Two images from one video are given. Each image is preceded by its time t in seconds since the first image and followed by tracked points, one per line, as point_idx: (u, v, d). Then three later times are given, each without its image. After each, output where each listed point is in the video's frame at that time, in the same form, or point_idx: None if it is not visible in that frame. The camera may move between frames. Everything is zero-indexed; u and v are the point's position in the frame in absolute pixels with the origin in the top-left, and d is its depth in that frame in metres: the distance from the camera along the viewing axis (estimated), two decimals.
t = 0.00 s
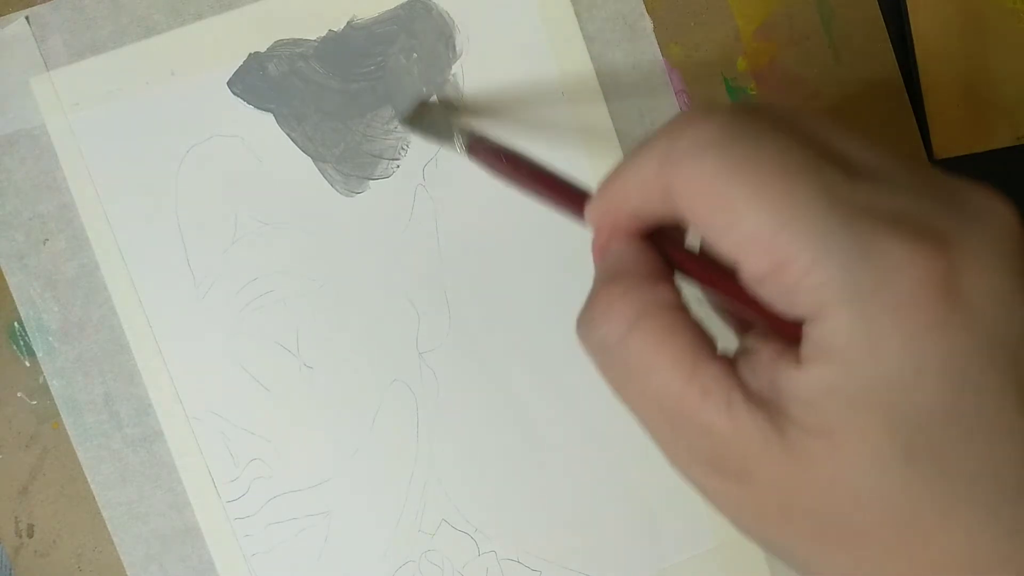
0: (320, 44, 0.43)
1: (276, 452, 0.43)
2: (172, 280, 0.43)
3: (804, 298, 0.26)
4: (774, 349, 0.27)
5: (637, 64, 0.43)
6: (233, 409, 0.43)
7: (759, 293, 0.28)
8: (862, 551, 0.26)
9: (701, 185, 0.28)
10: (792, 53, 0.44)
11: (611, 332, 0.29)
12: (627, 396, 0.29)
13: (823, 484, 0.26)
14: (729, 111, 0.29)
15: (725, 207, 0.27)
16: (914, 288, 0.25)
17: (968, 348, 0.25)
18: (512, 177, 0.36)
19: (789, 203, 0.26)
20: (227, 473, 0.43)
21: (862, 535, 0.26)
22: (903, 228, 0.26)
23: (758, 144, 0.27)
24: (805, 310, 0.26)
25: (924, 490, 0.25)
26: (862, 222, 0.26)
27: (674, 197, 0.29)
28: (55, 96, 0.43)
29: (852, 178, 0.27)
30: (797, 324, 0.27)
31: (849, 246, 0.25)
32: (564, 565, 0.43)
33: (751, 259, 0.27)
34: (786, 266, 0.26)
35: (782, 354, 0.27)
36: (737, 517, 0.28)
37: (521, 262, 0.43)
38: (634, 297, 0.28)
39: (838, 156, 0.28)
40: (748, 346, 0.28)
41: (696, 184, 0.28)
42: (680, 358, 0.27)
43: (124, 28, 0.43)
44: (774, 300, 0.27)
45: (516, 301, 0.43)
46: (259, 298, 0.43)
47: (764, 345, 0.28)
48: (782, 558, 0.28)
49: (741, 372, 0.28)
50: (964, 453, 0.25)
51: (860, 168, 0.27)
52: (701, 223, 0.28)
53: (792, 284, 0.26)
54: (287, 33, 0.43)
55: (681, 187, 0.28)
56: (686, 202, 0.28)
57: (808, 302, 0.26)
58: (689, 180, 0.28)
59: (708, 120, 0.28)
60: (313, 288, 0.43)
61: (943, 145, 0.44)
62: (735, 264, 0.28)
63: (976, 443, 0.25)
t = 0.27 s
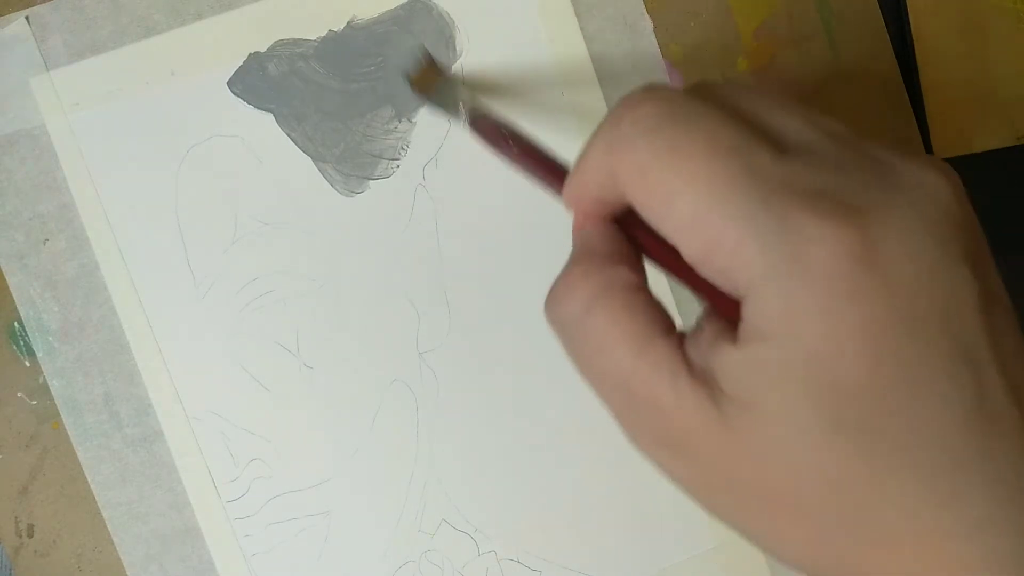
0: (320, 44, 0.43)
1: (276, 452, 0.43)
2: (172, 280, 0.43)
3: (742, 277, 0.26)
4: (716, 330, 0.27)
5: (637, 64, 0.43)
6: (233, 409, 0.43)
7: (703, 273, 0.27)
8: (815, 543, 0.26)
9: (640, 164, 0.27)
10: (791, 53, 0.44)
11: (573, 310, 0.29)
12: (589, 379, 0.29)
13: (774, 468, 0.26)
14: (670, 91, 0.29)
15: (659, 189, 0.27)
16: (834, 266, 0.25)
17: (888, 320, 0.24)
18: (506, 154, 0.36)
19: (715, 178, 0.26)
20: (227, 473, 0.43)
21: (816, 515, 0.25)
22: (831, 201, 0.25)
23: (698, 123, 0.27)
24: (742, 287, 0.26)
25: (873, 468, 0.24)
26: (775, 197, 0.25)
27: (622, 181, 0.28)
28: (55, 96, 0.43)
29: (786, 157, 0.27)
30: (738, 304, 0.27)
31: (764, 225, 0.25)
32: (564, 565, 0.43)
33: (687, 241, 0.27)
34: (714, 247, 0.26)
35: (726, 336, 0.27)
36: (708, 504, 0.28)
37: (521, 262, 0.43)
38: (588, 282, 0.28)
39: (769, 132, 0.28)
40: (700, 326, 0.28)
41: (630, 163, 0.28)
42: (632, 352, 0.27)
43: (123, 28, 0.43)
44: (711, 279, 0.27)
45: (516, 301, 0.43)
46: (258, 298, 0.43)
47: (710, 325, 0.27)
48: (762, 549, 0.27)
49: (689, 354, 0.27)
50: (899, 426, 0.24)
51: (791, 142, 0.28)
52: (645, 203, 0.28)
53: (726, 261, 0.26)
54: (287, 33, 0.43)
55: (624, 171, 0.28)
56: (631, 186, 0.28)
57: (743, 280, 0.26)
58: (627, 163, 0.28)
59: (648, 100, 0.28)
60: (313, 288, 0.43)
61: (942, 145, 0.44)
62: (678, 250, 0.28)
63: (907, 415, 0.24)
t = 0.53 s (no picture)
0: (320, 44, 0.43)
1: (276, 452, 0.43)
2: (172, 280, 0.43)
3: (747, 225, 0.27)
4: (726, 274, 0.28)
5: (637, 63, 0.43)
6: (233, 409, 0.43)
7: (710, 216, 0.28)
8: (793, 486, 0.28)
9: (658, 103, 0.28)
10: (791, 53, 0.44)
11: (585, 251, 0.30)
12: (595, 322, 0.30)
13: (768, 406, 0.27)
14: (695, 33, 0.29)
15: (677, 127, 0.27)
16: (847, 215, 0.25)
17: (898, 272, 0.25)
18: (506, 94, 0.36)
19: (736, 124, 0.26)
20: (227, 473, 0.43)
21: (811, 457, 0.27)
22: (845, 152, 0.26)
23: (720, 71, 0.27)
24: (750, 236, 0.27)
25: (869, 416, 0.26)
26: (807, 146, 0.26)
27: (636, 121, 0.29)
28: (55, 95, 0.43)
29: (806, 106, 0.27)
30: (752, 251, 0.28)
31: (784, 167, 0.26)
32: (564, 565, 0.43)
33: (701, 183, 0.27)
34: (728, 189, 0.27)
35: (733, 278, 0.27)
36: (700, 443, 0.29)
37: (521, 261, 0.43)
38: (605, 223, 0.29)
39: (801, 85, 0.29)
40: (704, 273, 0.29)
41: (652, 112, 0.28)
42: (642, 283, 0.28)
43: (123, 28, 0.43)
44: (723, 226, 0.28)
45: (516, 301, 0.43)
46: (258, 298, 0.43)
47: (714, 267, 0.28)
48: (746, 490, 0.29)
49: (696, 297, 0.28)
50: (902, 380, 0.26)
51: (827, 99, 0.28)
52: (659, 147, 0.28)
53: (736, 207, 0.27)
54: (287, 33, 0.43)
55: (639, 106, 0.28)
56: (646, 130, 0.28)
57: (748, 226, 0.27)
58: (646, 98, 0.28)
59: (675, 41, 0.28)
60: (313, 288, 0.43)
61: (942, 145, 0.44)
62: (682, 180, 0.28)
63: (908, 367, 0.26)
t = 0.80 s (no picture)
0: (320, 44, 0.43)
1: (276, 453, 0.43)
2: (173, 280, 0.43)
3: (782, 244, 0.27)
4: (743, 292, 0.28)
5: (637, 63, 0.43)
6: (233, 409, 0.43)
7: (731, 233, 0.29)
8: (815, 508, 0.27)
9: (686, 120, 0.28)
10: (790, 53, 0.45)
11: (595, 266, 0.29)
12: (606, 342, 0.30)
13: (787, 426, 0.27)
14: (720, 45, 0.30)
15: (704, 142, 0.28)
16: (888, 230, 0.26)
17: (934, 291, 0.26)
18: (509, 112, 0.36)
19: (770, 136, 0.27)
20: (227, 473, 0.43)
21: (836, 482, 0.26)
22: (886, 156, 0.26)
23: (754, 88, 0.28)
24: (782, 253, 0.27)
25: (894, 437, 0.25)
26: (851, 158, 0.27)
27: (661, 137, 0.29)
28: (55, 95, 0.43)
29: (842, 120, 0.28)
30: (773, 269, 0.28)
31: (825, 182, 0.26)
32: (564, 565, 0.43)
33: (729, 198, 0.28)
34: (759, 202, 0.27)
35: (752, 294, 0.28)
36: (722, 468, 0.29)
37: (521, 261, 0.43)
38: (617, 234, 0.29)
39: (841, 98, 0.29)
40: (726, 293, 0.29)
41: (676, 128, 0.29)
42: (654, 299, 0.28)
43: (123, 28, 0.43)
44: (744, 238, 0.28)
45: (516, 301, 0.43)
46: (258, 298, 0.43)
47: (738, 290, 0.28)
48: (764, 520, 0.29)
49: (716, 320, 0.28)
50: (934, 401, 0.25)
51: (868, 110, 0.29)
52: (690, 164, 0.29)
53: (771, 221, 0.27)
54: (287, 33, 0.43)
55: (660, 116, 0.29)
56: (674, 146, 0.29)
57: (782, 246, 0.27)
58: (669, 110, 0.29)
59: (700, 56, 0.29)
60: (313, 288, 0.43)
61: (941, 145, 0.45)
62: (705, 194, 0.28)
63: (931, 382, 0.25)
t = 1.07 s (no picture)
0: (320, 44, 0.43)
1: (276, 453, 0.43)
2: (173, 280, 0.43)
3: (756, 275, 0.26)
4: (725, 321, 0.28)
5: (637, 64, 0.43)
6: (233, 409, 0.43)
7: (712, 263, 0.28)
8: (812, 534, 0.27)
9: (652, 147, 0.28)
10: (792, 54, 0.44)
11: (576, 302, 0.30)
12: (592, 372, 0.30)
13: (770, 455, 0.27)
14: (686, 72, 0.29)
15: (676, 174, 0.27)
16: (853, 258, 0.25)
17: (911, 314, 0.25)
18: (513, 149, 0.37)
19: (740, 173, 0.26)
20: (227, 473, 0.43)
21: (817, 509, 0.26)
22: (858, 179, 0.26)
23: (721, 113, 0.28)
24: (758, 281, 0.26)
25: (881, 465, 0.25)
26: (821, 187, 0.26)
27: (634, 167, 0.29)
28: (55, 95, 0.43)
29: (810, 144, 0.27)
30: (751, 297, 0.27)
31: (793, 212, 0.26)
32: (564, 565, 0.43)
33: (702, 230, 0.27)
34: (733, 235, 0.27)
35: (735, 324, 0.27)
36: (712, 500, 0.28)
37: (521, 261, 0.43)
38: (600, 266, 0.30)
39: (803, 122, 0.29)
40: (710, 319, 0.28)
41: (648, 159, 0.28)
42: (636, 329, 0.28)
43: (123, 28, 0.43)
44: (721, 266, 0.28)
45: (516, 301, 0.43)
46: (258, 298, 0.43)
47: (722, 318, 0.28)
48: (761, 556, 0.29)
49: (699, 346, 0.28)
50: (916, 429, 0.25)
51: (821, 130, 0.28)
52: (663, 192, 0.28)
53: (746, 251, 0.26)
54: (287, 33, 0.43)
55: (635, 151, 0.29)
56: (647, 175, 0.28)
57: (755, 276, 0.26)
58: (642, 144, 0.28)
59: (664, 83, 0.29)
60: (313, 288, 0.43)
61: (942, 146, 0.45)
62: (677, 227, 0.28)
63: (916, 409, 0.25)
